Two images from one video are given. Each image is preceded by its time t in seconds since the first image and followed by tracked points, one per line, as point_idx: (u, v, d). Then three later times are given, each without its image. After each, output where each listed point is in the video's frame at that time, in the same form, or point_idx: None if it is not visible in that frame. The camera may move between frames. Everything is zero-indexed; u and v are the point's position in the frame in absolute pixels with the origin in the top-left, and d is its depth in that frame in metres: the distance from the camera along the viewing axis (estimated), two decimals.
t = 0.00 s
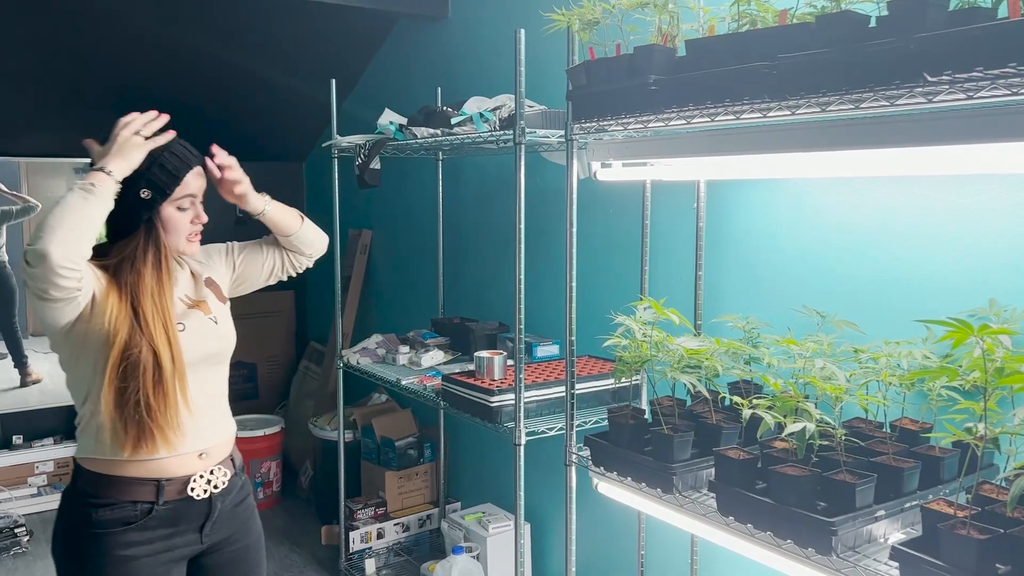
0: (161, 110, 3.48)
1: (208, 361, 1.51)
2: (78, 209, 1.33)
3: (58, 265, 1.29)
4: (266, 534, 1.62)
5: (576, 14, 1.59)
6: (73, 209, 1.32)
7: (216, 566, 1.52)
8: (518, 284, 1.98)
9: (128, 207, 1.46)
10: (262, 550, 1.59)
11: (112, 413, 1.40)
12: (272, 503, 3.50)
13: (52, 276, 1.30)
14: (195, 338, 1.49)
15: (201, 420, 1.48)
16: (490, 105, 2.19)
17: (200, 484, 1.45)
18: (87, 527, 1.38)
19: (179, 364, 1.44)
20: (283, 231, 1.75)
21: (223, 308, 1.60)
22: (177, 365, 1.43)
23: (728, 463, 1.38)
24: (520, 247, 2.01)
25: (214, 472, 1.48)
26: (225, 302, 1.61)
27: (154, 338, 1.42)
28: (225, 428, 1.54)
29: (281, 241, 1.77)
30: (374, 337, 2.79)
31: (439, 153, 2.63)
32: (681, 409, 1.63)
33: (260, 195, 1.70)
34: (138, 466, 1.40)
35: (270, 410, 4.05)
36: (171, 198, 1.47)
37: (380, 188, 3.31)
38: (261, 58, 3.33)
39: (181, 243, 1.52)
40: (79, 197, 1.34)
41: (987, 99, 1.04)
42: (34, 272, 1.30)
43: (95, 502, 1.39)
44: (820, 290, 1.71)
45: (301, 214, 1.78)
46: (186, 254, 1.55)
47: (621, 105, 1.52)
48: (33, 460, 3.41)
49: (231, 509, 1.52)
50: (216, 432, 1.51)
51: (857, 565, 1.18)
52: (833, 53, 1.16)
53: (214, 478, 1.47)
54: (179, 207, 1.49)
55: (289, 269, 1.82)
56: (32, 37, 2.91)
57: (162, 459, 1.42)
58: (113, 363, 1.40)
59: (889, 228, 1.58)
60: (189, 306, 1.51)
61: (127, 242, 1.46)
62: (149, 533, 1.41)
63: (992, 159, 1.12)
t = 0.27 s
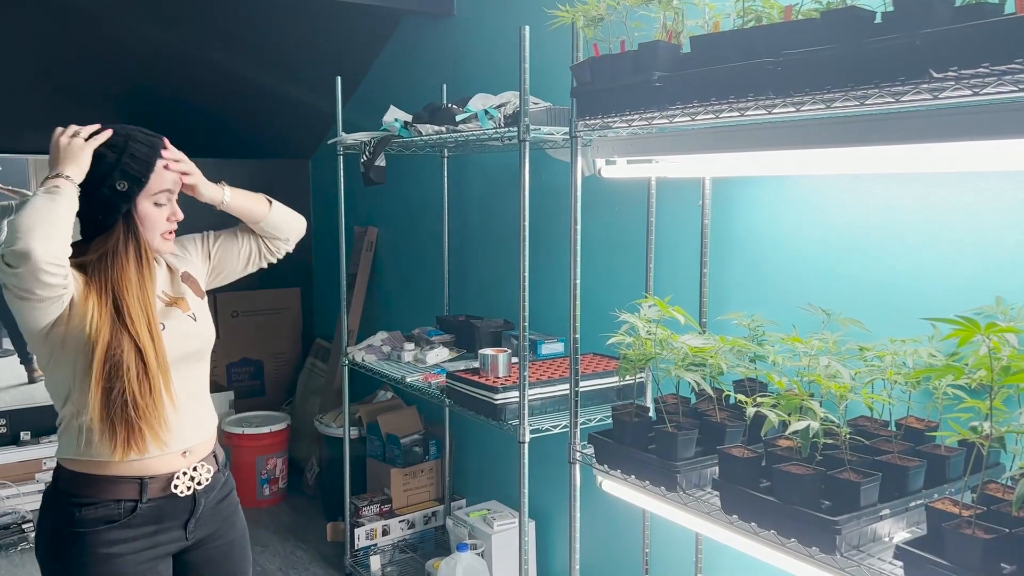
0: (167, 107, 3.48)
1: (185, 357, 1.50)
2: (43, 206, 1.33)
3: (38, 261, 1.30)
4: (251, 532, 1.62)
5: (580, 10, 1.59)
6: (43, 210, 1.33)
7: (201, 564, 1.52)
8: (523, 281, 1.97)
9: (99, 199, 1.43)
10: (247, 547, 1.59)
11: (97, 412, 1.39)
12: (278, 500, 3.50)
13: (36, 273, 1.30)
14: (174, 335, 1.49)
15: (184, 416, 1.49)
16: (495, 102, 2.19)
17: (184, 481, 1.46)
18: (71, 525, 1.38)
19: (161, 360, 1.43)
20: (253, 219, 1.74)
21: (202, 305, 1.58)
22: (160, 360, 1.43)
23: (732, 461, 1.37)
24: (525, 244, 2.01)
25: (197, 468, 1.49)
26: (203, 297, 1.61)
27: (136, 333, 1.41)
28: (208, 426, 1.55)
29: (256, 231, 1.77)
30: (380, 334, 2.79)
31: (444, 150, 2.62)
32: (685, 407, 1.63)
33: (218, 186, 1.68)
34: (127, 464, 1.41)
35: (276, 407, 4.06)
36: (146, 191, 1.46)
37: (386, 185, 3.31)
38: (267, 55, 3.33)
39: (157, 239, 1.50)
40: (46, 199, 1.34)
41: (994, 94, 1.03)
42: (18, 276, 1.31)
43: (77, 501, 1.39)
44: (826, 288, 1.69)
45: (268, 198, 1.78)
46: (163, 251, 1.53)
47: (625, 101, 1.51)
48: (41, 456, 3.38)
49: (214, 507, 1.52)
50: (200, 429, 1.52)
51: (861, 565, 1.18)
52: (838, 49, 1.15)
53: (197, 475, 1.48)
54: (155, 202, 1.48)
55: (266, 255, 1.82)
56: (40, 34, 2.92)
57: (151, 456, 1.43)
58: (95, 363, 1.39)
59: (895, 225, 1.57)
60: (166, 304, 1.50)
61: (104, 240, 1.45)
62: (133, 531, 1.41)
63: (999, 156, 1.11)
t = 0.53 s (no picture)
0: (172, 104, 3.49)
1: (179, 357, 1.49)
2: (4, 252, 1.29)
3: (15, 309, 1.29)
4: (251, 528, 1.61)
5: (582, 7, 1.59)
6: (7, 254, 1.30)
7: (198, 559, 1.51)
8: (525, 278, 1.97)
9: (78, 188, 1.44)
10: (246, 543, 1.59)
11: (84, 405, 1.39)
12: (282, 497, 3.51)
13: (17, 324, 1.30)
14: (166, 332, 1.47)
15: (179, 414, 1.47)
16: (497, 99, 2.19)
17: (179, 478, 1.45)
18: (65, 519, 1.38)
19: (139, 348, 1.41)
20: (231, 178, 1.72)
21: (195, 302, 1.56)
22: (138, 349, 1.41)
23: (733, 459, 1.37)
24: (527, 242, 2.01)
25: (193, 465, 1.47)
26: (196, 295, 1.57)
27: (113, 318, 1.39)
28: (206, 422, 1.53)
29: (240, 197, 1.74)
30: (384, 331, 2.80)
31: (447, 147, 2.63)
32: (687, 405, 1.63)
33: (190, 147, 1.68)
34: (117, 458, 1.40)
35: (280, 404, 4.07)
36: (119, 172, 1.44)
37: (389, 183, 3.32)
38: (271, 52, 3.34)
39: (134, 223, 1.46)
40: None
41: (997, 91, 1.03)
42: None
43: (71, 496, 1.38)
44: (828, 285, 1.69)
45: (247, 164, 1.75)
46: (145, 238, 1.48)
47: (626, 98, 1.51)
48: (46, 452, 3.41)
49: (212, 503, 1.51)
50: (195, 425, 1.50)
51: (863, 562, 1.18)
52: (840, 45, 1.15)
53: (192, 471, 1.47)
54: (129, 183, 1.45)
55: (254, 228, 1.77)
56: (46, 31, 2.92)
57: (141, 449, 1.41)
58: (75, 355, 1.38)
59: (898, 222, 1.56)
60: (154, 298, 1.48)
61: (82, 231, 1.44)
62: (128, 526, 1.40)
63: (1000, 152, 1.11)
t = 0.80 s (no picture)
0: (174, 102, 3.49)
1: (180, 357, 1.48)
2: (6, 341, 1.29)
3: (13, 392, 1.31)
4: (257, 530, 1.60)
5: (583, 5, 1.59)
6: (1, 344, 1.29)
7: (201, 560, 1.51)
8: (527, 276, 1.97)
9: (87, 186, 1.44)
10: (251, 546, 1.58)
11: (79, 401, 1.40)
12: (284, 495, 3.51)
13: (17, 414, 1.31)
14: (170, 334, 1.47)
15: (179, 415, 1.46)
16: (499, 98, 2.19)
17: (180, 478, 1.45)
18: (68, 516, 1.40)
19: (134, 346, 1.40)
20: (235, 167, 1.69)
21: (202, 301, 1.56)
22: (132, 348, 1.40)
23: (733, 458, 1.37)
24: (529, 240, 2.01)
25: (196, 467, 1.47)
26: (204, 294, 1.57)
27: (107, 317, 1.38)
28: (212, 421, 1.53)
29: (244, 186, 1.71)
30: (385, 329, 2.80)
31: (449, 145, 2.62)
32: (688, 403, 1.62)
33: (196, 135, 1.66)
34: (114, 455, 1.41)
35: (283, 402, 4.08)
36: (127, 168, 1.43)
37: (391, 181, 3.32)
38: (273, 50, 3.34)
39: (139, 221, 1.44)
40: None
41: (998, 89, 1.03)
42: None
43: (73, 494, 1.40)
44: (829, 283, 1.69)
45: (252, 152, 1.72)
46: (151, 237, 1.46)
47: (627, 96, 1.51)
48: (49, 451, 3.42)
49: (215, 505, 1.51)
50: (198, 424, 1.49)
51: (863, 561, 1.17)
52: (840, 44, 1.15)
53: (195, 472, 1.47)
54: (137, 180, 1.43)
55: (260, 222, 1.73)
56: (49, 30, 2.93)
57: (136, 446, 1.42)
58: (63, 350, 1.38)
59: (899, 221, 1.56)
60: (159, 296, 1.48)
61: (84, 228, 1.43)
62: (129, 525, 1.41)
63: (1002, 150, 1.11)
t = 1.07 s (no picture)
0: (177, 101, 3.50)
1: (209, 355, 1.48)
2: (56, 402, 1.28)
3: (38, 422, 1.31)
4: (279, 527, 1.60)
5: (585, 3, 1.58)
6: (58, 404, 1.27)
7: (224, 556, 1.50)
8: (528, 275, 1.97)
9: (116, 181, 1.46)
10: (274, 543, 1.57)
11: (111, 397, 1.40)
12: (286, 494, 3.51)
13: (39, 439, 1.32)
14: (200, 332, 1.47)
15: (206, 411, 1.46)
16: (500, 96, 2.19)
17: (205, 476, 1.45)
18: (96, 511, 1.40)
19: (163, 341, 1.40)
20: (250, 151, 1.70)
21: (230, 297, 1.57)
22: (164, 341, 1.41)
23: (734, 457, 1.37)
24: (530, 239, 2.01)
25: (221, 464, 1.47)
26: (230, 289, 1.58)
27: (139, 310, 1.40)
28: (238, 417, 1.52)
29: (262, 169, 1.72)
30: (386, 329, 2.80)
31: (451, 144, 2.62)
32: (689, 403, 1.62)
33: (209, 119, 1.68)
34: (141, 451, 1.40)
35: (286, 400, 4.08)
36: (155, 163, 1.46)
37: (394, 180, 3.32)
38: (276, 49, 3.34)
39: (168, 214, 1.46)
40: None
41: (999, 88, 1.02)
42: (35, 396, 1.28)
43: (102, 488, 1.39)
44: (831, 283, 1.69)
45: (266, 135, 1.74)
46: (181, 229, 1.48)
47: (628, 95, 1.51)
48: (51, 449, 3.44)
49: (241, 502, 1.50)
50: (225, 422, 1.49)
51: (864, 560, 1.17)
52: (842, 42, 1.14)
53: (220, 470, 1.46)
54: (163, 174, 1.46)
55: (278, 207, 1.74)
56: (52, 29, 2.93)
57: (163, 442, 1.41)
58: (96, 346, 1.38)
59: (901, 220, 1.56)
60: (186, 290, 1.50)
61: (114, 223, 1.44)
62: (154, 521, 1.41)
63: (1002, 150, 1.11)
